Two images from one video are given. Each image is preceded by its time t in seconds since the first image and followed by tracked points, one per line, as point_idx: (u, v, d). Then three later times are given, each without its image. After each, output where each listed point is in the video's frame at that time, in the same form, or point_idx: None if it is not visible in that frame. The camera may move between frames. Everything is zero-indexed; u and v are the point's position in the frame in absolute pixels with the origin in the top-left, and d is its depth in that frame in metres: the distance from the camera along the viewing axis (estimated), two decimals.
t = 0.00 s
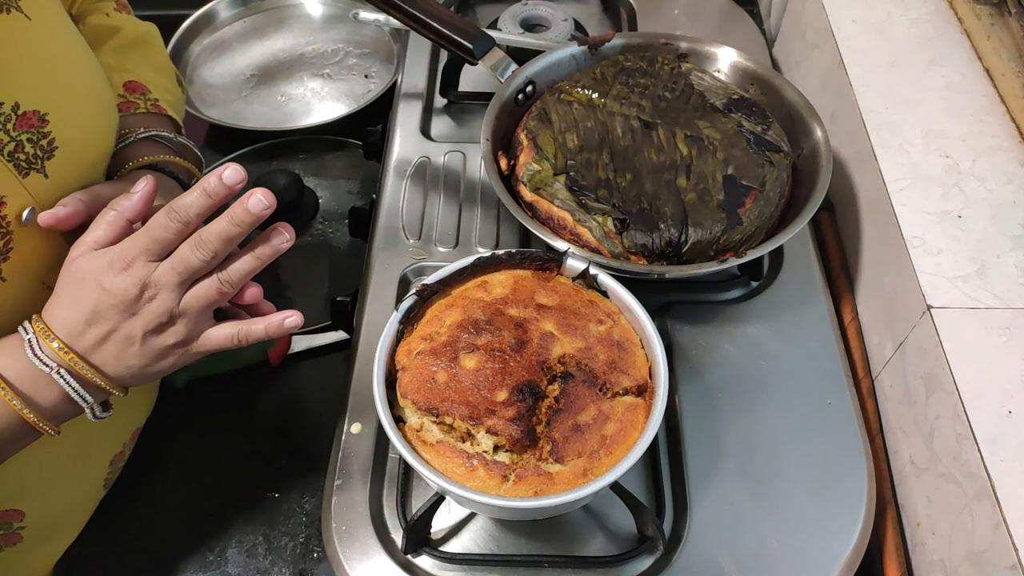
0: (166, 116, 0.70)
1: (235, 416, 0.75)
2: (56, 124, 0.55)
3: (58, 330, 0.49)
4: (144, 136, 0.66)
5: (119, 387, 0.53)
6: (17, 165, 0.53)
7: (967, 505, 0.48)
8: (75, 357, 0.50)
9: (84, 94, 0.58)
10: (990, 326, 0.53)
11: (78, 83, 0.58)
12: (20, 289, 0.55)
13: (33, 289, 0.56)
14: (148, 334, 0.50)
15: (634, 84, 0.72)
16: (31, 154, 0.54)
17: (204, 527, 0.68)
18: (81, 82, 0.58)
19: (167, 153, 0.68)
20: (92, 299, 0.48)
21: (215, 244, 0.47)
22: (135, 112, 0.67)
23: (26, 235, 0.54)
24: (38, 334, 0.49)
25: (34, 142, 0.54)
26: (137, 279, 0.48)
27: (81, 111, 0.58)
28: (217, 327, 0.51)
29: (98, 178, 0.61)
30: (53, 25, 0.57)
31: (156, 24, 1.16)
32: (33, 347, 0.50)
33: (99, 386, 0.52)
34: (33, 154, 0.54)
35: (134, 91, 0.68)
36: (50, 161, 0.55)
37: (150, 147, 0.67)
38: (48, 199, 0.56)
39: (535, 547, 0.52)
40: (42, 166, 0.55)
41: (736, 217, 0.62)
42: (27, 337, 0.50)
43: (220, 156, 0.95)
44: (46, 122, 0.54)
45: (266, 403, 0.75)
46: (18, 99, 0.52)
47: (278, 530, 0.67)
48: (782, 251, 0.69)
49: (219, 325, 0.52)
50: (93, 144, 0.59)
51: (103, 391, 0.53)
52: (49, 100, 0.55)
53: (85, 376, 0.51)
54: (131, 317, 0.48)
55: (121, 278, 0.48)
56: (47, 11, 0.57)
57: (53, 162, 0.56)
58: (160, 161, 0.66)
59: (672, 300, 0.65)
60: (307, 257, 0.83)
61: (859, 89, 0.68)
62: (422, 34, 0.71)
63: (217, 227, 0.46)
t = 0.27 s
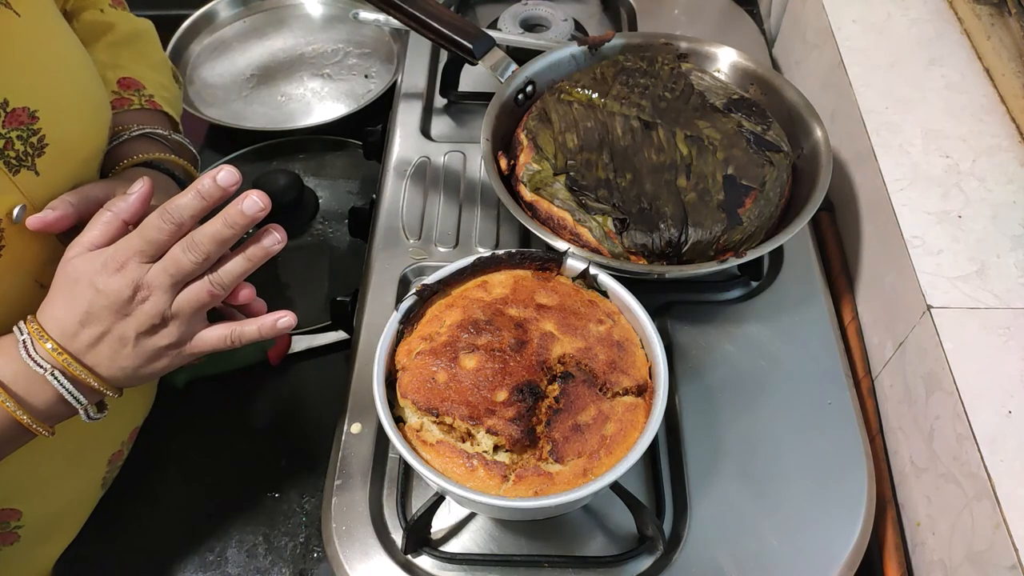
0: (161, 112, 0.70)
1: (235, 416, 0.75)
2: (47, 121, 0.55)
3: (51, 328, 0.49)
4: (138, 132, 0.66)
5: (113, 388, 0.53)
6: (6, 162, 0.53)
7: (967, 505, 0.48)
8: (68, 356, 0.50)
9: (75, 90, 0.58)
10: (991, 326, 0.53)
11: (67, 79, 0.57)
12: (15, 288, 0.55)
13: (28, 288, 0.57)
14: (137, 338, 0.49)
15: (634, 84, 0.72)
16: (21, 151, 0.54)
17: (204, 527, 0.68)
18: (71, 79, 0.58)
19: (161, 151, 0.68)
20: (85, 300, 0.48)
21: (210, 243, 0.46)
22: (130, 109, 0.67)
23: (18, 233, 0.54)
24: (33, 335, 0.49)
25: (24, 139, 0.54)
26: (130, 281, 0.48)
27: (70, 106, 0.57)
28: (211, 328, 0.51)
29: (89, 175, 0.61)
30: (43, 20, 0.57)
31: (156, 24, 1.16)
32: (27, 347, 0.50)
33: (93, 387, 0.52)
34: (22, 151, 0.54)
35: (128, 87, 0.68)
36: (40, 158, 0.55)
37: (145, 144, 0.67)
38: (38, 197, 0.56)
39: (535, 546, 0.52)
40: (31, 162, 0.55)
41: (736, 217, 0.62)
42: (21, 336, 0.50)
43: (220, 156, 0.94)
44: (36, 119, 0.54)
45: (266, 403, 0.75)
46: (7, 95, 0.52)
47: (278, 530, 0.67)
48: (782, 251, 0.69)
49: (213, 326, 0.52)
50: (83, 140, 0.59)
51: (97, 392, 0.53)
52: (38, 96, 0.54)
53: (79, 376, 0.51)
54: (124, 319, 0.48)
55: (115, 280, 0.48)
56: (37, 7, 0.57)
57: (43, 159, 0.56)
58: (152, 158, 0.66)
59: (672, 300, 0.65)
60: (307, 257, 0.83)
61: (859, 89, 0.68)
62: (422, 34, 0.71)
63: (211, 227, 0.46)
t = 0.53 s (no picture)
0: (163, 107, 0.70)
1: (235, 416, 0.75)
2: (46, 119, 0.55)
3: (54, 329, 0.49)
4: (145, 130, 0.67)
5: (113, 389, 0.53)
6: (6, 161, 0.53)
7: (967, 505, 0.48)
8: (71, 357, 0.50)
9: (74, 89, 0.58)
10: (991, 326, 0.53)
11: (67, 78, 0.58)
12: (16, 286, 0.56)
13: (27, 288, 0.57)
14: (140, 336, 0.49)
15: (634, 84, 0.72)
16: (21, 150, 0.54)
17: (204, 526, 0.68)
18: (70, 77, 0.58)
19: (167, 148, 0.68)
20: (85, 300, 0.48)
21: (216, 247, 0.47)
22: (131, 106, 0.67)
23: (18, 232, 0.55)
24: (32, 334, 0.49)
25: (23, 138, 0.53)
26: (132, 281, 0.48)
27: (71, 105, 0.58)
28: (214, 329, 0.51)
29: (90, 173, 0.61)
30: (43, 20, 0.57)
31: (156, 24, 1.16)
32: (28, 347, 0.50)
33: (93, 387, 0.51)
34: (22, 150, 0.54)
35: (130, 84, 0.68)
36: (40, 157, 0.55)
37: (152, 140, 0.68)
38: (39, 196, 0.56)
39: (535, 546, 0.52)
40: (31, 161, 0.54)
41: (736, 217, 0.62)
42: (23, 336, 0.50)
43: (220, 156, 0.95)
44: (35, 118, 0.54)
45: (266, 403, 0.75)
46: (6, 95, 0.52)
47: (278, 530, 0.67)
48: (782, 251, 0.69)
49: (213, 327, 0.52)
50: (84, 139, 0.59)
51: (97, 392, 0.53)
52: (37, 95, 0.54)
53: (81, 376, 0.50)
54: (124, 320, 0.49)
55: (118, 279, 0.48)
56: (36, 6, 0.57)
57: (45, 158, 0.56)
58: (164, 154, 0.66)
59: (672, 300, 0.65)
60: (307, 257, 0.83)
61: (859, 89, 0.68)
62: (422, 34, 0.71)
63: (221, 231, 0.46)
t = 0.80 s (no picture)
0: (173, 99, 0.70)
1: (235, 416, 0.75)
2: (49, 116, 0.55)
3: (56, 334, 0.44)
4: (161, 122, 0.66)
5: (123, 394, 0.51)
6: (11, 157, 0.53)
7: (967, 505, 0.48)
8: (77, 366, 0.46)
9: (78, 87, 0.58)
10: (991, 326, 0.53)
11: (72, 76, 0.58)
12: (20, 283, 0.56)
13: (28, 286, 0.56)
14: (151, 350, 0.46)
15: (634, 85, 0.72)
16: (26, 147, 0.54)
17: (203, 525, 0.68)
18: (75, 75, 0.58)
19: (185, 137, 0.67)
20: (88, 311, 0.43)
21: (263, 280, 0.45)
22: (144, 97, 0.67)
23: (23, 231, 0.54)
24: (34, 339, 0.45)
25: (28, 135, 0.54)
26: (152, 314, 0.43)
27: (75, 103, 0.58)
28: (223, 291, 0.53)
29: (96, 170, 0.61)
30: (48, 18, 0.57)
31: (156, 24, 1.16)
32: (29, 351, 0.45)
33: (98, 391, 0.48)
34: (27, 146, 0.54)
35: (139, 77, 0.68)
36: (45, 153, 0.55)
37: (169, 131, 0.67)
38: (42, 194, 0.56)
39: (535, 546, 0.52)
40: (36, 158, 0.54)
41: (736, 217, 0.62)
42: (28, 346, 0.45)
43: (220, 156, 0.95)
44: (40, 115, 0.54)
45: (266, 403, 0.75)
46: (12, 91, 0.52)
47: (278, 530, 0.67)
48: (782, 251, 0.69)
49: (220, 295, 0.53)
50: (90, 136, 0.59)
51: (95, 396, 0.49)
52: (42, 92, 0.55)
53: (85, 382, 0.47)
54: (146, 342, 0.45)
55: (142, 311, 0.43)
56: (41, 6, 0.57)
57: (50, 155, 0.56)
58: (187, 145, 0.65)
59: (672, 300, 0.65)
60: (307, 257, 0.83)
61: (859, 89, 0.68)
62: (422, 34, 0.71)
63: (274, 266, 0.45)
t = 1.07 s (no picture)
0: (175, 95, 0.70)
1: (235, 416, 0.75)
2: (50, 117, 0.55)
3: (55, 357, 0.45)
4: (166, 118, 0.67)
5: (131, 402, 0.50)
6: (13, 160, 0.53)
7: (967, 505, 0.48)
8: (75, 391, 0.46)
9: (78, 86, 0.58)
10: (991, 326, 0.53)
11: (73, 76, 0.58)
12: (24, 286, 0.56)
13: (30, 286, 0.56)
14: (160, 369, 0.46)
15: (634, 85, 0.72)
16: (27, 149, 0.54)
17: (203, 525, 0.68)
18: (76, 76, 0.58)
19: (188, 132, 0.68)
20: (96, 335, 0.44)
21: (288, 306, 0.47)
22: (147, 94, 0.68)
23: (24, 232, 0.54)
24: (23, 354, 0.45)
25: (29, 137, 0.54)
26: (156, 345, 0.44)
27: (76, 105, 0.58)
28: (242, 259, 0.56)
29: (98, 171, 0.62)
30: (47, 18, 0.57)
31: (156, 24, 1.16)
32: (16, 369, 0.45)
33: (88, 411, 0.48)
34: (28, 148, 0.54)
35: (141, 74, 0.68)
36: (46, 156, 0.55)
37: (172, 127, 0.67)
38: (44, 196, 0.56)
39: (535, 546, 0.52)
40: (38, 160, 0.54)
41: (736, 217, 0.62)
42: (24, 382, 0.45)
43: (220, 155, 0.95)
44: (41, 117, 0.54)
45: (266, 403, 0.75)
46: (12, 93, 0.52)
47: (278, 530, 0.67)
48: (782, 251, 0.69)
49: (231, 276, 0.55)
50: (91, 137, 0.59)
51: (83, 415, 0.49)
52: (43, 94, 0.55)
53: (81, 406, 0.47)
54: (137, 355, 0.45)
55: (161, 343, 0.44)
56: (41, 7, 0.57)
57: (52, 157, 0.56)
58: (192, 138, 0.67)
59: (672, 300, 0.65)
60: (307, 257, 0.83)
61: (859, 89, 0.68)
62: (422, 34, 0.71)
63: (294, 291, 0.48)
